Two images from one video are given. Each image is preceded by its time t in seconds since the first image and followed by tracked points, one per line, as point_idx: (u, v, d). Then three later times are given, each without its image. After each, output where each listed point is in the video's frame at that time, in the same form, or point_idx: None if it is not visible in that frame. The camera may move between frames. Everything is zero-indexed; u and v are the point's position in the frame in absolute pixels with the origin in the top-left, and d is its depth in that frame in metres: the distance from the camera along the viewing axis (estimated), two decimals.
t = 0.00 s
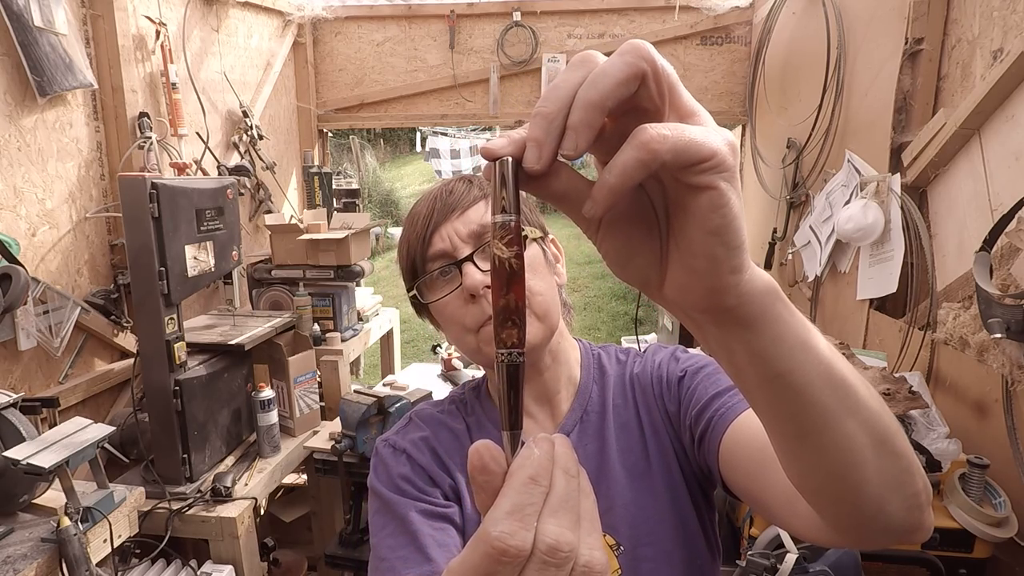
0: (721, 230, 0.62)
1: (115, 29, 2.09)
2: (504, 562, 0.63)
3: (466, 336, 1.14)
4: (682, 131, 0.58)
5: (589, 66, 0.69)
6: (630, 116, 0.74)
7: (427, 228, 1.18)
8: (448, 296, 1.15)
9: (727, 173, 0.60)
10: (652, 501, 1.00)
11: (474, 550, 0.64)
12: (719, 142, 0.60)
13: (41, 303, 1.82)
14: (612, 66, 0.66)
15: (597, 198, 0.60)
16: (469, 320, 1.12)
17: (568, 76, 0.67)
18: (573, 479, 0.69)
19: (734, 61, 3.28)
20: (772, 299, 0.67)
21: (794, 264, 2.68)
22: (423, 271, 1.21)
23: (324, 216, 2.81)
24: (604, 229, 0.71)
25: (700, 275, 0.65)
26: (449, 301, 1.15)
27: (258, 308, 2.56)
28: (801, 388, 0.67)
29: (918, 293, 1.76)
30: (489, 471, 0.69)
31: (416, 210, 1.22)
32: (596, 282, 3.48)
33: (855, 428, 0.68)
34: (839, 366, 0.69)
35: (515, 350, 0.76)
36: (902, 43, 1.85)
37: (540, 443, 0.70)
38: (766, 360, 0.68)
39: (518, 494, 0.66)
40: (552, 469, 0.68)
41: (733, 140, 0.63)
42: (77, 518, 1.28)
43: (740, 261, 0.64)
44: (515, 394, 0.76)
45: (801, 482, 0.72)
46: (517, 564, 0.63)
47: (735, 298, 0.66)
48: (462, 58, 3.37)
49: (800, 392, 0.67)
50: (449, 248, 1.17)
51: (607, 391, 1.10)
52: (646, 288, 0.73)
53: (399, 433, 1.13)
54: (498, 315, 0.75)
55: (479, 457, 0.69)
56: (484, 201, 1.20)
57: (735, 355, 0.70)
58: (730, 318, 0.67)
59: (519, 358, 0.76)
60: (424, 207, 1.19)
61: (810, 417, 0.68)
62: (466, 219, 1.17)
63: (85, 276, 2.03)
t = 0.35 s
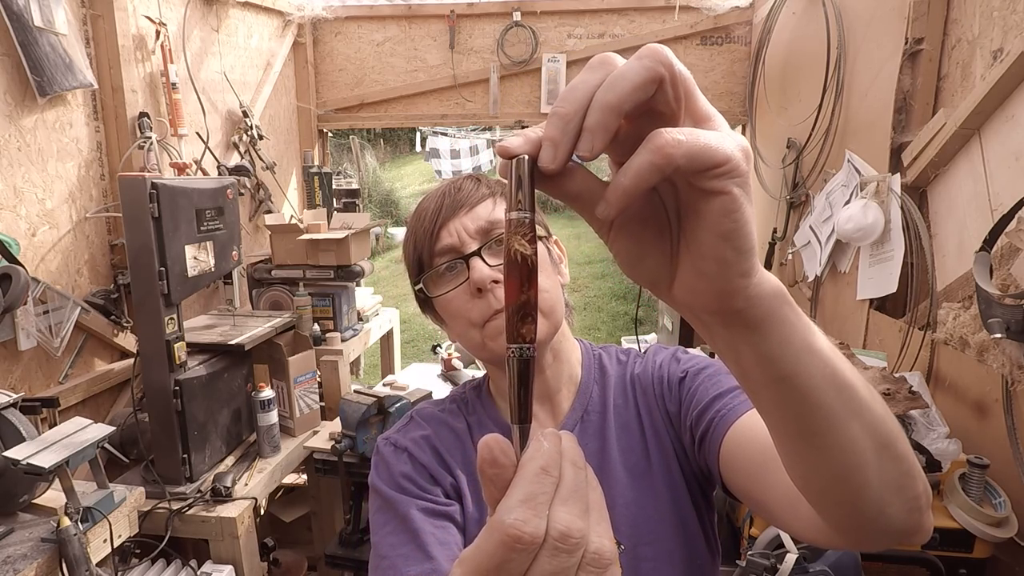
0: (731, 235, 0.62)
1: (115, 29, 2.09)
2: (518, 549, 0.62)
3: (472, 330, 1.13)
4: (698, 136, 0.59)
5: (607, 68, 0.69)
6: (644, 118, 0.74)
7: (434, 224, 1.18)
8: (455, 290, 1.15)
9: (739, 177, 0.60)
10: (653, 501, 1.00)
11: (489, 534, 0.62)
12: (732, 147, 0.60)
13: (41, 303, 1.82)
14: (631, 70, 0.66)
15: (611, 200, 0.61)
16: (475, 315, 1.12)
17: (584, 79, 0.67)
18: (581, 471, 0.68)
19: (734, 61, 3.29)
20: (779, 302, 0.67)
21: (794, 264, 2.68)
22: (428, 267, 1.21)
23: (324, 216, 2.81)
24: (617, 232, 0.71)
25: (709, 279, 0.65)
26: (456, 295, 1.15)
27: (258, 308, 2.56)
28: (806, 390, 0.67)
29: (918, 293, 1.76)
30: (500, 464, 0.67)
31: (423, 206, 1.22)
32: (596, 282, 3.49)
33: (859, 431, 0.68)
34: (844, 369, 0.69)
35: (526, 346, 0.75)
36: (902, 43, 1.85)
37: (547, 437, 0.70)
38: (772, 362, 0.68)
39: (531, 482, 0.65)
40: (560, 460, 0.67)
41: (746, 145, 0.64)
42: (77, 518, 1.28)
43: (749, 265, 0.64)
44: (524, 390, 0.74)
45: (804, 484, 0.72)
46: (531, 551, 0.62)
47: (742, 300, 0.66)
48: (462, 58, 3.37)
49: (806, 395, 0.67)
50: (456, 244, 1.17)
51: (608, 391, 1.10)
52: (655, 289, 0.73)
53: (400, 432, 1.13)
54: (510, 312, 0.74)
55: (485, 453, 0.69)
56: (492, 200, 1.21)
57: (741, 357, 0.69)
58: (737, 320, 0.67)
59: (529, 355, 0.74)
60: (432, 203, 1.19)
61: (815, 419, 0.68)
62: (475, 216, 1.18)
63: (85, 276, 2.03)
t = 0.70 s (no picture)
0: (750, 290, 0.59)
1: (115, 29, 2.09)
2: (503, 500, 0.61)
3: (478, 330, 1.14)
4: (707, 206, 0.55)
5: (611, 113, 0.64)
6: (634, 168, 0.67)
7: (441, 225, 1.18)
8: (459, 290, 1.16)
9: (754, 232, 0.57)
10: (655, 504, 1.00)
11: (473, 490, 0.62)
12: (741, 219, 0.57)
13: (41, 303, 1.82)
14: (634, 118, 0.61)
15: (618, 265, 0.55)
16: (480, 313, 1.13)
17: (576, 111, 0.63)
18: (572, 460, 0.67)
19: (734, 61, 3.28)
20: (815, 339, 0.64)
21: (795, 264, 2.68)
22: (434, 265, 1.21)
23: (324, 216, 2.81)
24: (636, 312, 0.68)
25: (734, 329, 0.62)
26: (461, 295, 1.15)
27: (258, 308, 2.56)
28: (835, 424, 0.66)
29: (918, 293, 1.76)
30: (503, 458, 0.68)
31: (429, 204, 1.22)
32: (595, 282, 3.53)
33: (881, 463, 0.67)
34: (870, 405, 0.67)
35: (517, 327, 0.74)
36: (902, 44, 1.85)
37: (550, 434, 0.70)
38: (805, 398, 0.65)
39: (514, 444, 0.63)
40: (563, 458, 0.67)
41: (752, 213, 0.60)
42: (77, 518, 1.28)
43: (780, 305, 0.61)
44: (516, 359, 0.77)
45: (819, 509, 0.71)
46: (511, 502, 0.62)
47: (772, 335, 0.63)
48: (462, 58, 3.37)
49: (833, 429, 0.66)
50: (461, 245, 1.17)
51: (610, 391, 1.10)
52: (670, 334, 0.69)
53: (402, 430, 1.13)
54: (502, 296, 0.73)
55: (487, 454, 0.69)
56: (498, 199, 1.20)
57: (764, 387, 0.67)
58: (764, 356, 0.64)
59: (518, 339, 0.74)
60: (438, 203, 1.19)
61: (841, 451, 0.67)
62: (480, 215, 1.18)
63: (85, 276, 2.03)
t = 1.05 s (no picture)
0: (730, 287, 0.60)
1: (115, 28, 2.09)
2: (537, 473, 0.63)
3: (484, 327, 1.13)
4: (671, 205, 0.57)
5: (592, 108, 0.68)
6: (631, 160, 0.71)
7: (449, 221, 1.18)
8: (467, 286, 1.15)
9: (722, 239, 0.59)
10: (656, 502, 1.01)
11: (506, 465, 0.63)
12: (703, 216, 0.59)
13: (41, 303, 1.82)
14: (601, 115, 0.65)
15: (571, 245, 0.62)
16: (487, 309, 1.12)
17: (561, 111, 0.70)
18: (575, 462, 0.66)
19: (734, 61, 3.28)
20: (815, 339, 0.63)
21: (794, 264, 2.68)
22: (442, 260, 1.21)
23: (324, 216, 2.81)
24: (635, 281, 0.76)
25: (730, 317, 0.63)
26: (469, 291, 1.15)
27: (258, 308, 2.56)
28: (834, 423, 0.66)
29: (918, 293, 1.76)
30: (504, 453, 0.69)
31: (439, 200, 1.22)
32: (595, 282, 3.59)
33: (881, 464, 0.67)
34: (874, 403, 0.67)
35: (534, 314, 0.76)
36: (902, 44, 1.85)
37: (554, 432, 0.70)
38: (803, 395, 0.65)
39: (540, 419, 0.66)
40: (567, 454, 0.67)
41: (722, 211, 0.61)
42: (77, 518, 1.28)
43: (774, 304, 0.62)
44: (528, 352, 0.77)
45: (818, 502, 0.72)
46: (544, 475, 0.63)
47: (769, 334, 0.63)
48: (462, 58, 3.37)
49: (832, 428, 0.66)
50: (471, 242, 1.17)
51: (612, 389, 1.10)
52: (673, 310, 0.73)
53: (403, 424, 1.13)
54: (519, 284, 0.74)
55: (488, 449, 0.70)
56: (507, 198, 1.20)
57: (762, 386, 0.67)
58: (764, 355, 0.64)
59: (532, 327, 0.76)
60: (448, 200, 1.19)
61: (840, 449, 0.67)
62: (490, 213, 1.18)
63: (85, 276, 2.03)
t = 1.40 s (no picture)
0: (721, 282, 0.61)
1: (115, 28, 2.09)
2: (540, 470, 0.63)
3: (484, 327, 1.13)
4: (674, 180, 0.58)
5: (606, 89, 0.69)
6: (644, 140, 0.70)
7: (450, 220, 1.18)
8: (467, 285, 1.16)
9: (725, 225, 0.60)
10: (655, 501, 1.01)
11: (509, 462, 0.63)
12: (705, 193, 0.59)
13: (41, 303, 1.82)
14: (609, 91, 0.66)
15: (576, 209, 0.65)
16: (487, 309, 1.13)
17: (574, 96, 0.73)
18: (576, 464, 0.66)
19: (734, 61, 3.28)
20: (808, 338, 0.64)
21: (794, 264, 2.68)
22: (443, 258, 1.21)
23: (324, 216, 2.81)
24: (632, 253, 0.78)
25: (722, 312, 0.63)
26: (469, 291, 1.15)
27: (258, 308, 2.56)
28: (827, 421, 0.66)
29: (918, 293, 1.76)
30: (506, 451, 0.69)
31: (440, 199, 1.22)
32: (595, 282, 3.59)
33: (875, 464, 0.67)
34: (868, 405, 0.67)
35: (534, 315, 0.77)
36: (902, 44, 1.85)
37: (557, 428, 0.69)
38: (796, 393, 0.65)
39: (541, 416, 0.66)
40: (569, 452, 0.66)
41: (729, 192, 0.61)
42: (77, 518, 1.28)
43: (766, 301, 0.62)
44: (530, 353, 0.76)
45: (813, 502, 0.72)
46: (548, 473, 0.63)
47: (761, 331, 0.63)
48: (462, 58, 3.37)
49: (824, 428, 0.66)
50: (472, 241, 1.17)
51: (612, 389, 1.10)
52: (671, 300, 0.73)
53: (403, 423, 1.13)
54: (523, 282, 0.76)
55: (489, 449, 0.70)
56: (508, 198, 1.20)
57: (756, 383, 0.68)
58: (757, 353, 0.65)
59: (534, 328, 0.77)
60: (449, 198, 1.19)
61: (834, 448, 0.67)
62: (491, 213, 1.18)
63: (85, 276, 2.03)
